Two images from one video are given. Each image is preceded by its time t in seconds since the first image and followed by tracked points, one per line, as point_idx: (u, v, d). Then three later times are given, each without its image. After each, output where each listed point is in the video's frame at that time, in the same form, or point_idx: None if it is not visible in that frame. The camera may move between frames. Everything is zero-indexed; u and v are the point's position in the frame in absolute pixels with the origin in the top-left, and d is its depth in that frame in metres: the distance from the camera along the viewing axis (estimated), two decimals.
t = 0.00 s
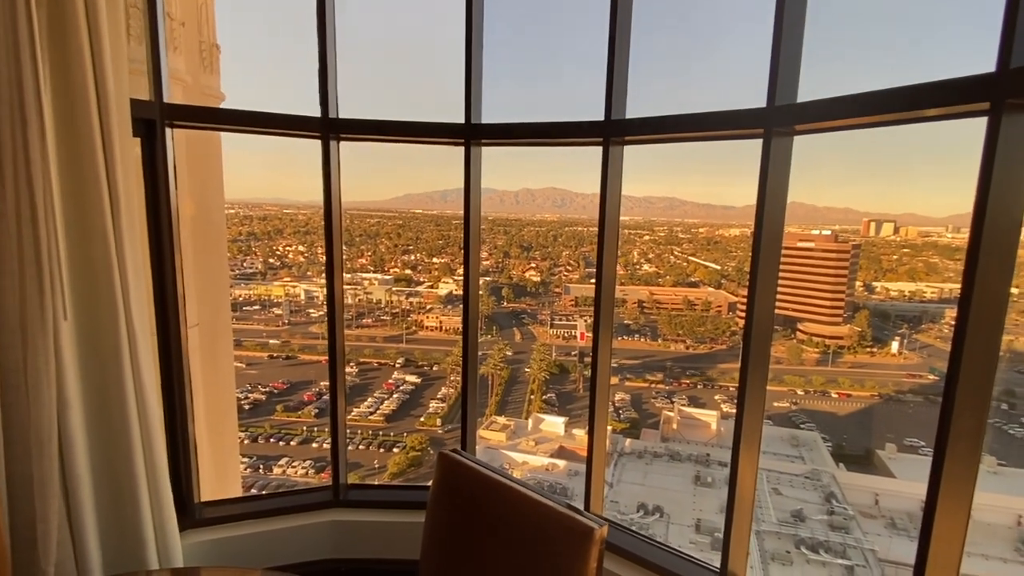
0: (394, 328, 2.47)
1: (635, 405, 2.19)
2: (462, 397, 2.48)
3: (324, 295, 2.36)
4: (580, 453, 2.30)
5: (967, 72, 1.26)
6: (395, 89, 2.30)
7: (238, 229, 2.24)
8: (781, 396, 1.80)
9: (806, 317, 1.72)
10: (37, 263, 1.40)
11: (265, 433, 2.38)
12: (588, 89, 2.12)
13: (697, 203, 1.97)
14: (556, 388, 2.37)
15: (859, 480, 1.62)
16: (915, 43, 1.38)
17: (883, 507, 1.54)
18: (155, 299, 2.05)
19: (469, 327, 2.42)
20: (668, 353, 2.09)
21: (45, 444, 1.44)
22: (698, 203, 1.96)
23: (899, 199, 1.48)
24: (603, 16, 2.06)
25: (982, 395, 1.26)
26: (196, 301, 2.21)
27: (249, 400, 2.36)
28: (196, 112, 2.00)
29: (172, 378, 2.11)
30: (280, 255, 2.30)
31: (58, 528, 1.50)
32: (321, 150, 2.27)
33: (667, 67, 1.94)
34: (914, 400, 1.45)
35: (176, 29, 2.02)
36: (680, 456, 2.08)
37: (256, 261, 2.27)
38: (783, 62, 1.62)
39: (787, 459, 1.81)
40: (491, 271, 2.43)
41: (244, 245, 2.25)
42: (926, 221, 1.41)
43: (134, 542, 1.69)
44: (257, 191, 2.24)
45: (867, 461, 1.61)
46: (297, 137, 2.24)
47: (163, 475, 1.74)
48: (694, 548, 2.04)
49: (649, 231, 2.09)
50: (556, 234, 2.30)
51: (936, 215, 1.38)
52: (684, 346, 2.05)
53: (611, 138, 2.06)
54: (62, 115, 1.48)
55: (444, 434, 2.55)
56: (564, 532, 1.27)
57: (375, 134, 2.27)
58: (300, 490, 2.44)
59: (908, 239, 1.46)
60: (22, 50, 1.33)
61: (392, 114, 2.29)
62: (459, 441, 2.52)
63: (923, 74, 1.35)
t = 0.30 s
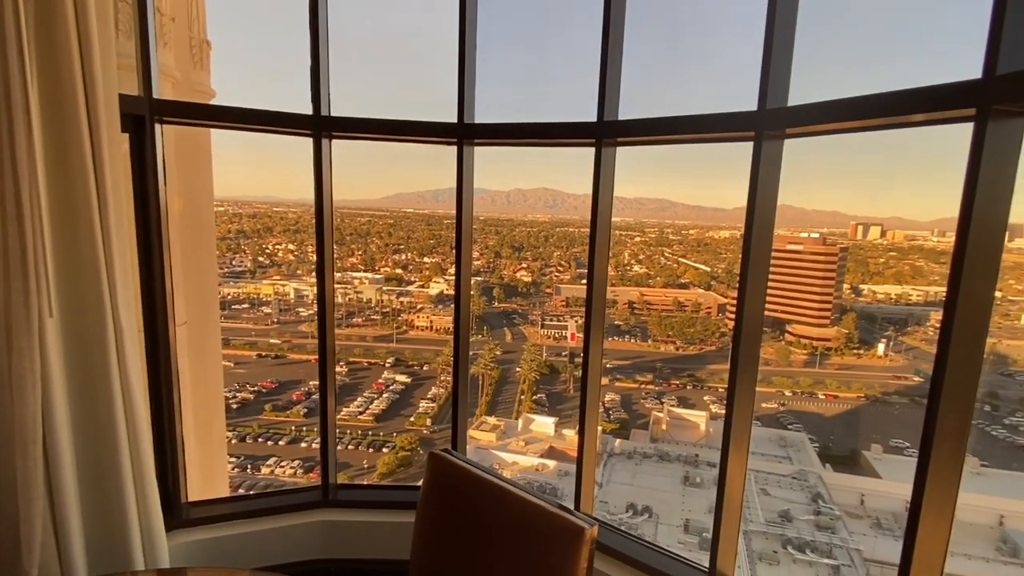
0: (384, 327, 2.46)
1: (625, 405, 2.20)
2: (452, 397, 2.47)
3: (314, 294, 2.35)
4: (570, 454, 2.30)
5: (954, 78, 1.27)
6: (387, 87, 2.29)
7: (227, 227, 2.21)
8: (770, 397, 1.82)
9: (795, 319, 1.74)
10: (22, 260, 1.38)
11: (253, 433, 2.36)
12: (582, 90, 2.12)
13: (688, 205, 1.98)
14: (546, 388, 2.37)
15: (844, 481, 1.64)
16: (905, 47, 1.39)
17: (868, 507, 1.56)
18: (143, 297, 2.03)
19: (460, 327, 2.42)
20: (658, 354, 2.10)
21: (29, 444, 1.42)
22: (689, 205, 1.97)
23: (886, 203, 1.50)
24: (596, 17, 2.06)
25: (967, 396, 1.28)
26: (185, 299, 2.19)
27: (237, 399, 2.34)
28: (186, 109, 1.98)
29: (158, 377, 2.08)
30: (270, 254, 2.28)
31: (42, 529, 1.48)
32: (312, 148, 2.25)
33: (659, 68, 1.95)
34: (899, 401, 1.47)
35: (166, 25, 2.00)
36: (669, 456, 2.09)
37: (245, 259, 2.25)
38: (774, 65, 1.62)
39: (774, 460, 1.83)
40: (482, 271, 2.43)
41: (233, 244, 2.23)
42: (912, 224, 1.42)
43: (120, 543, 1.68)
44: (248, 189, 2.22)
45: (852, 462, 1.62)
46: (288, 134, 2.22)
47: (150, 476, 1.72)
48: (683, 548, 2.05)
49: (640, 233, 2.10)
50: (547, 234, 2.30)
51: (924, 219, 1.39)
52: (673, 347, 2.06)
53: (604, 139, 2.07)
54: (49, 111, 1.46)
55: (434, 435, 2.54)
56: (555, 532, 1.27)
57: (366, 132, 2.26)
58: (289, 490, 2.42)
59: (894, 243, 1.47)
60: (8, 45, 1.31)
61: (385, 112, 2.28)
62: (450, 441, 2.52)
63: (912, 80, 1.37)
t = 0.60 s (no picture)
0: (367, 329, 2.44)
1: (608, 407, 2.21)
2: (438, 398, 2.45)
3: (296, 295, 2.32)
4: (553, 455, 2.31)
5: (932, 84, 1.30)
6: (373, 87, 2.28)
7: (206, 227, 2.18)
8: (751, 398, 1.84)
9: (774, 319, 1.77)
10: None
11: (232, 437, 2.33)
12: (568, 92, 2.13)
13: (670, 207, 2.00)
14: (530, 390, 2.37)
15: (823, 479, 1.67)
16: (883, 54, 1.43)
17: (846, 505, 1.59)
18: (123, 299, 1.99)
19: (446, 329, 2.41)
20: (641, 355, 2.12)
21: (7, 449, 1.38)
22: (671, 208, 2.00)
23: (864, 205, 1.52)
24: (583, 19, 2.07)
25: (946, 395, 1.31)
26: (166, 300, 2.15)
27: (216, 403, 2.29)
28: (168, 108, 1.94)
29: (139, 381, 2.04)
30: (250, 255, 2.25)
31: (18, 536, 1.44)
32: (299, 147, 2.22)
33: (645, 71, 1.97)
34: (876, 401, 1.50)
35: (146, 22, 1.95)
36: (652, 456, 2.11)
37: (224, 260, 2.22)
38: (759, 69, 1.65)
39: (755, 459, 1.86)
40: (466, 272, 2.42)
41: (213, 244, 2.20)
42: (887, 227, 1.46)
43: (99, 550, 1.64)
44: (228, 189, 2.20)
45: (830, 460, 1.65)
46: (271, 133, 2.19)
47: (130, 483, 1.69)
48: (666, 547, 2.06)
49: (623, 234, 2.11)
50: (531, 236, 2.31)
51: (898, 221, 1.43)
52: (656, 348, 2.08)
53: (590, 141, 2.07)
54: (28, 107, 1.43)
55: (419, 437, 2.53)
56: (546, 532, 1.27)
57: (350, 132, 2.24)
58: (270, 494, 2.39)
59: (871, 245, 1.51)
60: None
61: (371, 112, 2.26)
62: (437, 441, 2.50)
63: (891, 86, 1.40)
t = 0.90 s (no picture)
0: (325, 333, 2.36)
1: (573, 402, 2.22)
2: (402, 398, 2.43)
3: (249, 300, 2.25)
4: (521, 453, 2.30)
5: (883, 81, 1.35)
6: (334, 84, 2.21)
7: (153, 230, 2.07)
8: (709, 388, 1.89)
9: (730, 312, 1.82)
10: None
11: (186, 448, 2.23)
12: (531, 89, 2.12)
13: (628, 203, 2.04)
14: (495, 388, 2.36)
15: (782, 465, 1.73)
16: (833, 53, 1.49)
17: (804, 489, 1.66)
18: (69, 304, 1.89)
19: (415, 331, 2.36)
20: (604, 350, 2.14)
21: None
22: (629, 205, 2.04)
23: (812, 200, 1.59)
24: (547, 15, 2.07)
25: (904, 384, 1.37)
26: (114, 306, 2.04)
27: (169, 414, 2.20)
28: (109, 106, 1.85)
29: (88, 394, 1.95)
30: (199, 258, 2.16)
31: None
32: (254, 144, 2.15)
33: (608, 70, 2.00)
34: (828, 387, 1.57)
35: (83, 17, 1.84)
36: (617, 450, 2.15)
37: (172, 265, 2.13)
38: (718, 71, 1.71)
39: (716, 448, 1.90)
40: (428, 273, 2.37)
41: (159, 249, 2.10)
42: (835, 220, 1.52)
43: (51, 567, 1.55)
44: (174, 190, 2.09)
45: (788, 446, 1.71)
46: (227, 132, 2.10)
47: (83, 494, 1.62)
48: (633, 539, 2.09)
49: (583, 231, 2.13)
50: (493, 234, 2.30)
51: (844, 214, 1.50)
52: (618, 343, 2.11)
53: (556, 138, 2.07)
54: None
55: (382, 441, 2.46)
56: (529, 530, 1.28)
57: (307, 131, 2.18)
58: (226, 508, 2.30)
59: (820, 238, 1.57)
60: None
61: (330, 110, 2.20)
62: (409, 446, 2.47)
63: (844, 83, 1.45)
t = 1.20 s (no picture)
0: (272, 340, 2.27)
1: (530, 398, 2.23)
2: (355, 405, 2.33)
3: (189, 308, 2.13)
4: (480, 452, 2.29)
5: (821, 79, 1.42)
6: (280, 82, 2.10)
7: (79, 238, 1.95)
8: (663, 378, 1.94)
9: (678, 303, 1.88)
10: None
11: (126, 466, 2.11)
12: (483, 87, 2.11)
13: (579, 199, 2.08)
14: (452, 388, 2.34)
15: (733, 448, 1.80)
16: (773, 52, 1.55)
17: (754, 470, 1.73)
18: None
19: (378, 339, 2.27)
20: (559, 345, 2.17)
21: None
22: (579, 201, 2.08)
23: (750, 194, 1.68)
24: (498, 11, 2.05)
25: (850, 369, 1.45)
26: (47, 320, 1.89)
27: (105, 431, 2.07)
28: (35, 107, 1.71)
29: (26, 415, 1.81)
30: (132, 266, 2.05)
31: None
32: (199, 148, 2.04)
33: (560, 68, 2.02)
34: (772, 372, 1.67)
35: None
36: (575, 443, 2.18)
37: (103, 274, 1.99)
38: (670, 68, 1.75)
39: (670, 437, 1.95)
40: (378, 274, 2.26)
41: (87, 257, 1.97)
42: (774, 211, 1.61)
43: None
44: (104, 196, 1.98)
45: (737, 430, 1.79)
46: (164, 132, 1.98)
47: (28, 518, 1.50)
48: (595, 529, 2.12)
49: (534, 229, 2.15)
50: (444, 234, 2.27)
51: (781, 206, 1.59)
52: (573, 338, 2.15)
53: (512, 138, 2.06)
54: None
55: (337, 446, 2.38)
56: (503, 527, 1.28)
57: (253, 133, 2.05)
58: (174, 526, 2.18)
59: (760, 229, 1.66)
60: None
61: (274, 109, 2.07)
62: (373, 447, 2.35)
63: (785, 80, 1.51)
